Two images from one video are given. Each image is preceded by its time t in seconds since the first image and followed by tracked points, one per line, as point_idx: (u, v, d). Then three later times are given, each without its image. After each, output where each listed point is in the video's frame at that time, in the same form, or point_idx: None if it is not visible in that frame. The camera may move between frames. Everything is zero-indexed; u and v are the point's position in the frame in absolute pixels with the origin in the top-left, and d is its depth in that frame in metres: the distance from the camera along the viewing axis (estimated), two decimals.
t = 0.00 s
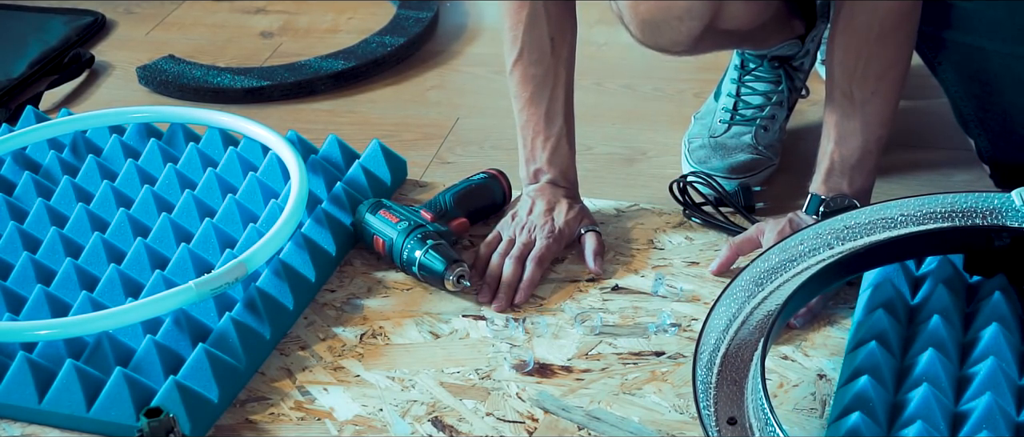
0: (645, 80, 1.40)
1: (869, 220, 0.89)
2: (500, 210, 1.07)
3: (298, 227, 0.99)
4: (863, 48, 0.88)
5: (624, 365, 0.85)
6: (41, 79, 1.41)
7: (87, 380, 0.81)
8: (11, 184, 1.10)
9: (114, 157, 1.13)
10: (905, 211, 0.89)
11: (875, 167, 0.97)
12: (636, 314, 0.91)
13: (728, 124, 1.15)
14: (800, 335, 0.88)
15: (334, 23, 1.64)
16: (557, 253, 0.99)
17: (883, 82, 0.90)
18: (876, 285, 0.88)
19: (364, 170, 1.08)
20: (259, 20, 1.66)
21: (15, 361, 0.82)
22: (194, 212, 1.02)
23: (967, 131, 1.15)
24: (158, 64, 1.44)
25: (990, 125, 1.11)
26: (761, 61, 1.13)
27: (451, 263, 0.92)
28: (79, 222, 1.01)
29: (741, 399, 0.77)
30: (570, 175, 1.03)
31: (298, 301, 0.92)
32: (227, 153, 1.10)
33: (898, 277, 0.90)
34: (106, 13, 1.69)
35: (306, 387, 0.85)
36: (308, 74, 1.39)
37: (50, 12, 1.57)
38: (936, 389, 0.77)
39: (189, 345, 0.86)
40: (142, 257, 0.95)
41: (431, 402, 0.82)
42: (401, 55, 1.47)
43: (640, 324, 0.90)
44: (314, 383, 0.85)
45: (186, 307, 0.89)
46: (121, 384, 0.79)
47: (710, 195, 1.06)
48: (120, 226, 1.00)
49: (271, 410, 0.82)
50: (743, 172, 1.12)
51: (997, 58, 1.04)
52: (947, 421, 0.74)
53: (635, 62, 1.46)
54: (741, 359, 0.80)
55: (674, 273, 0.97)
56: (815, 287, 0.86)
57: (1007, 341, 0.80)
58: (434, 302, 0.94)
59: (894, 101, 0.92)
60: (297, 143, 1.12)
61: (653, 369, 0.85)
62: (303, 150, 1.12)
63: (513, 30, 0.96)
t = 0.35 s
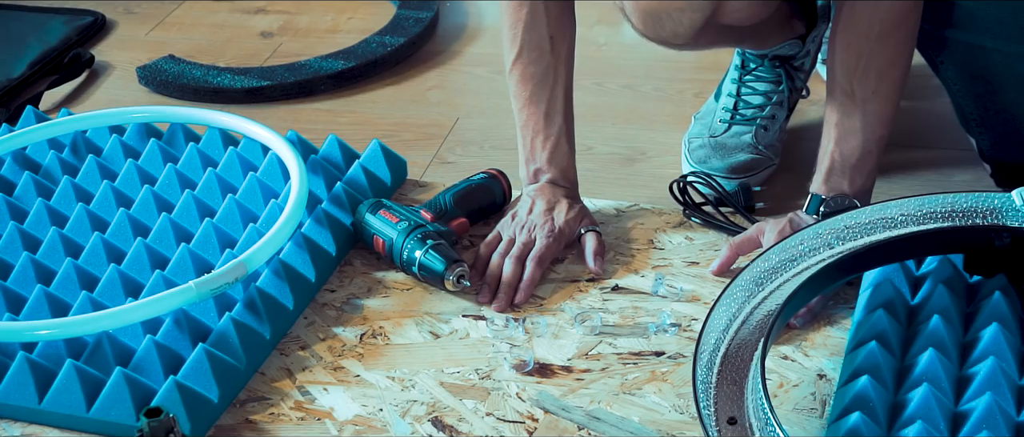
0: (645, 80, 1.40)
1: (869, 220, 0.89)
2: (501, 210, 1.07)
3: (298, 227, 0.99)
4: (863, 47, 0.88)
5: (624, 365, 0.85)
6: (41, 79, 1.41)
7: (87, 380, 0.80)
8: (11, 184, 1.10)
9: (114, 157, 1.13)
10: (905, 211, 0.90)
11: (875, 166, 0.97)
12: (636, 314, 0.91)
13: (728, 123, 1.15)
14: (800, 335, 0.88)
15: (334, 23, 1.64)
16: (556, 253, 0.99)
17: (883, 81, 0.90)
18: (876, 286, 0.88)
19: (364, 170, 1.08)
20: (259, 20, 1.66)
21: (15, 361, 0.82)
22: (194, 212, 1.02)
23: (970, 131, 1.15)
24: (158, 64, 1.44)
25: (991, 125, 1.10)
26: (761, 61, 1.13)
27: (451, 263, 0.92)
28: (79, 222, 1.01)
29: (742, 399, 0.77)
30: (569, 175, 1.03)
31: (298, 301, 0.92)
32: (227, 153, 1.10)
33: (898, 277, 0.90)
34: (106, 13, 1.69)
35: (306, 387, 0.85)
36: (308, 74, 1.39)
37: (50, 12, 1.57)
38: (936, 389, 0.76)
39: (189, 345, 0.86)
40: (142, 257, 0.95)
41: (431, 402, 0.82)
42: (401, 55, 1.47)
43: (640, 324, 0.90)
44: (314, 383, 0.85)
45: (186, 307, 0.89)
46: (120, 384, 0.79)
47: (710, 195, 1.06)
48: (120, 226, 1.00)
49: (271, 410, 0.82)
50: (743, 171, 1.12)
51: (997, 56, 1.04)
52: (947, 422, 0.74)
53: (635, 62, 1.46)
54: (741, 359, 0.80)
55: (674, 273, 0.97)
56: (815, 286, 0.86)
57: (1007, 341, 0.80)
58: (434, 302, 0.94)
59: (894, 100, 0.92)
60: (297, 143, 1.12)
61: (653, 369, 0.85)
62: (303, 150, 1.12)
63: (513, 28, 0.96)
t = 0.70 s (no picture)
0: (645, 80, 1.40)
1: (868, 220, 0.90)
2: (500, 210, 1.07)
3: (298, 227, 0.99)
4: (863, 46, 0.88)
5: (624, 365, 0.85)
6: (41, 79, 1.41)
7: (87, 380, 0.80)
8: (11, 184, 1.11)
9: (114, 157, 1.13)
10: (904, 211, 0.91)
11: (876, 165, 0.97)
12: (636, 314, 0.91)
13: (723, 118, 1.15)
14: (800, 335, 0.88)
15: (334, 23, 1.64)
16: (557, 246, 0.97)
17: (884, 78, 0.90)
18: (876, 286, 0.88)
19: (364, 170, 1.08)
20: (260, 20, 1.66)
21: (15, 361, 0.82)
22: (194, 212, 1.02)
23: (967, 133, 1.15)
24: (158, 64, 1.44)
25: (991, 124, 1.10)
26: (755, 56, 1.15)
27: (451, 263, 0.92)
28: (79, 222, 1.01)
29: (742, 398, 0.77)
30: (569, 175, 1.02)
31: (298, 301, 0.92)
32: (227, 153, 1.10)
33: (898, 277, 0.90)
34: (106, 14, 1.69)
35: (306, 387, 0.85)
36: (308, 74, 1.39)
37: (50, 12, 1.57)
38: (936, 389, 0.76)
39: (190, 346, 0.86)
40: (142, 257, 0.95)
41: (431, 402, 0.82)
42: (401, 55, 1.47)
43: (640, 324, 0.90)
44: (314, 383, 0.85)
45: (186, 308, 0.89)
46: (121, 384, 0.79)
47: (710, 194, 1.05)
48: (120, 227, 1.00)
49: (271, 410, 0.82)
50: (741, 167, 1.11)
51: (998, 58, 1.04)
52: (947, 422, 0.74)
53: (635, 62, 1.46)
54: (741, 359, 0.80)
55: (674, 273, 0.97)
56: (815, 286, 0.86)
57: (1007, 341, 0.80)
58: (435, 302, 0.94)
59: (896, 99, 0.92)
60: (297, 143, 1.12)
61: (653, 369, 0.85)
62: (303, 150, 1.12)
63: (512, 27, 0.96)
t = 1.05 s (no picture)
0: (645, 80, 1.40)
1: (868, 219, 0.91)
2: (500, 210, 1.07)
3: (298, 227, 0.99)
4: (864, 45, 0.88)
5: (624, 365, 0.85)
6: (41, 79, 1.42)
7: (87, 380, 0.80)
8: (11, 184, 1.11)
9: (114, 157, 1.13)
10: (905, 210, 0.91)
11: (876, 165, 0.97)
12: (636, 314, 0.91)
13: (723, 116, 1.16)
14: (800, 335, 0.88)
15: (334, 23, 1.64)
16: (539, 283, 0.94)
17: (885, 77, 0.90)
18: (876, 286, 0.88)
19: (364, 170, 1.08)
20: (260, 20, 1.67)
21: (15, 361, 0.82)
22: (194, 212, 1.02)
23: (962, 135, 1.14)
24: (158, 64, 1.44)
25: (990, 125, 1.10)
26: (754, 56, 1.15)
27: (451, 262, 0.92)
28: (79, 222, 1.01)
29: (742, 398, 0.77)
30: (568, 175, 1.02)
31: (298, 301, 0.92)
32: (227, 153, 1.10)
33: (898, 277, 0.90)
34: (106, 14, 1.70)
35: (306, 387, 0.85)
36: (308, 74, 1.39)
37: (50, 12, 1.57)
38: (936, 389, 0.76)
39: (190, 345, 0.86)
40: (142, 257, 0.95)
41: (431, 402, 0.82)
42: (401, 55, 1.47)
43: (640, 324, 0.90)
44: (314, 383, 0.85)
45: (186, 307, 0.89)
46: (121, 384, 0.79)
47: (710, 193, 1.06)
48: (120, 226, 1.00)
49: (271, 410, 0.82)
50: (740, 166, 1.11)
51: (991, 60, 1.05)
52: (946, 421, 0.74)
53: (635, 62, 1.46)
54: (741, 358, 0.80)
55: (674, 273, 0.97)
56: (815, 286, 0.86)
57: (1007, 341, 0.80)
58: (435, 302, 0.94)
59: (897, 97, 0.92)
60: (297, 143, 1.12)
61: (653, 369, 0.85)
62: (303, 150, 1.12)
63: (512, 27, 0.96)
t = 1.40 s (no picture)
0: (645, 80, 1.40)
1: (868, 220, 0.91)
2: (500, 210, 1.07)
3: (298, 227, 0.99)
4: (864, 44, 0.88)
5: (624, 365, 0.85)
6: (41, 79, 1.41)
7: (87, 380, 0.80)
8: (11, 184, 1.11)
9: (114, 157, 1.13)
10: (905, 210, 0.91)
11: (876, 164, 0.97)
12: (636, 314, 0.91)
13: (724, 108, 1.15)
14: (800, 335, 0.88)
15: (334, 23, 1.64)
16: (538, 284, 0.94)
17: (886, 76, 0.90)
18: (876, 286, 0.88)
19: (364, 170, 1.08)
20: (260, 20, 1.66)
21: (15, 361, 0.82)
22: (194, 212, 1.02)
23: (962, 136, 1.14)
24: (158, 64, 1.44)
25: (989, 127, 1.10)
26: (765, 50, 1.15)
27: (451, 262, 0.92)
28: (79, 222, 1.01)
29: (742, 398, 0.77)
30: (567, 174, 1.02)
31: (298, 301, 0.92)
32: (227, 153, 1.10)
33: (898, 277, 0.90)
34: (106, 14, 1.69)
35: (306, 387, 0.85)
36: (308, 74, 1.39)
37: (50, 12, 1.57)
38: (936, 389, 0.76)
39: (190, 345, 0.86)
40: (142, 257, 0.95)
41: (431, 402, 0.82)
42: (401, 55, 1.47)
43: (640, 324, 0.90)
44: (314, 383, 0.85)
45: (186, 307, 0.89)
46: (121, 384, 0.79)
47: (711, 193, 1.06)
48: (120, 226, 1.00)
49: (271, 410, 0.82)
50: (732, 158, 1.11)
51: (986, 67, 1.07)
52: (946, 421, 0.74)
53: (635, 62, 1.46)
54: (742, 358, 0.80)
55: (674, 273, 0.97)
56: (815, 286, 0.86)
57: (1007, 341, 0.80)
58: (434, 302, 0.94)
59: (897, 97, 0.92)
60: (297, 143, 1.12)
61: (653, 369, 0.85)
62: (303, 150, 1.12)
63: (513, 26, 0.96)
